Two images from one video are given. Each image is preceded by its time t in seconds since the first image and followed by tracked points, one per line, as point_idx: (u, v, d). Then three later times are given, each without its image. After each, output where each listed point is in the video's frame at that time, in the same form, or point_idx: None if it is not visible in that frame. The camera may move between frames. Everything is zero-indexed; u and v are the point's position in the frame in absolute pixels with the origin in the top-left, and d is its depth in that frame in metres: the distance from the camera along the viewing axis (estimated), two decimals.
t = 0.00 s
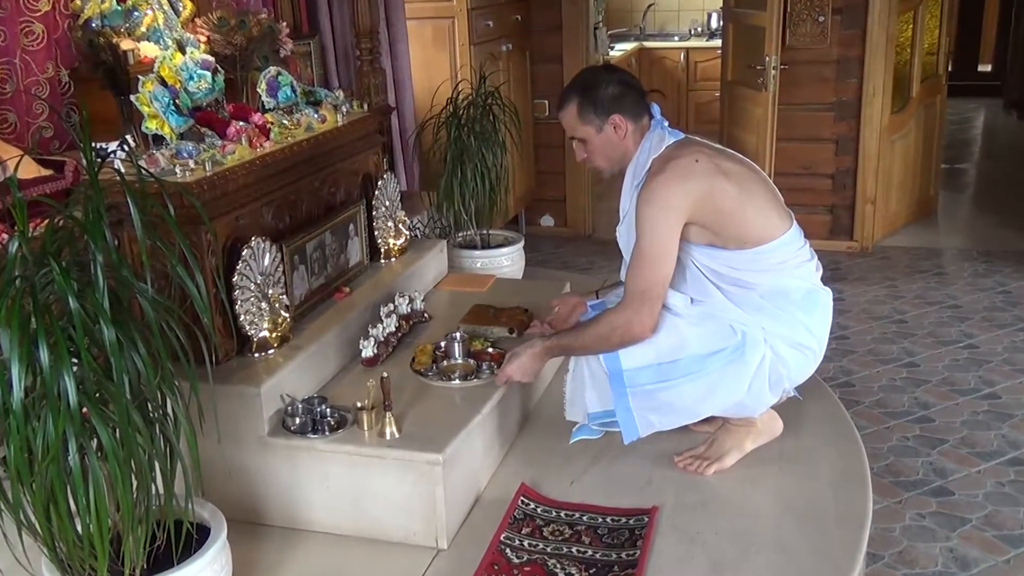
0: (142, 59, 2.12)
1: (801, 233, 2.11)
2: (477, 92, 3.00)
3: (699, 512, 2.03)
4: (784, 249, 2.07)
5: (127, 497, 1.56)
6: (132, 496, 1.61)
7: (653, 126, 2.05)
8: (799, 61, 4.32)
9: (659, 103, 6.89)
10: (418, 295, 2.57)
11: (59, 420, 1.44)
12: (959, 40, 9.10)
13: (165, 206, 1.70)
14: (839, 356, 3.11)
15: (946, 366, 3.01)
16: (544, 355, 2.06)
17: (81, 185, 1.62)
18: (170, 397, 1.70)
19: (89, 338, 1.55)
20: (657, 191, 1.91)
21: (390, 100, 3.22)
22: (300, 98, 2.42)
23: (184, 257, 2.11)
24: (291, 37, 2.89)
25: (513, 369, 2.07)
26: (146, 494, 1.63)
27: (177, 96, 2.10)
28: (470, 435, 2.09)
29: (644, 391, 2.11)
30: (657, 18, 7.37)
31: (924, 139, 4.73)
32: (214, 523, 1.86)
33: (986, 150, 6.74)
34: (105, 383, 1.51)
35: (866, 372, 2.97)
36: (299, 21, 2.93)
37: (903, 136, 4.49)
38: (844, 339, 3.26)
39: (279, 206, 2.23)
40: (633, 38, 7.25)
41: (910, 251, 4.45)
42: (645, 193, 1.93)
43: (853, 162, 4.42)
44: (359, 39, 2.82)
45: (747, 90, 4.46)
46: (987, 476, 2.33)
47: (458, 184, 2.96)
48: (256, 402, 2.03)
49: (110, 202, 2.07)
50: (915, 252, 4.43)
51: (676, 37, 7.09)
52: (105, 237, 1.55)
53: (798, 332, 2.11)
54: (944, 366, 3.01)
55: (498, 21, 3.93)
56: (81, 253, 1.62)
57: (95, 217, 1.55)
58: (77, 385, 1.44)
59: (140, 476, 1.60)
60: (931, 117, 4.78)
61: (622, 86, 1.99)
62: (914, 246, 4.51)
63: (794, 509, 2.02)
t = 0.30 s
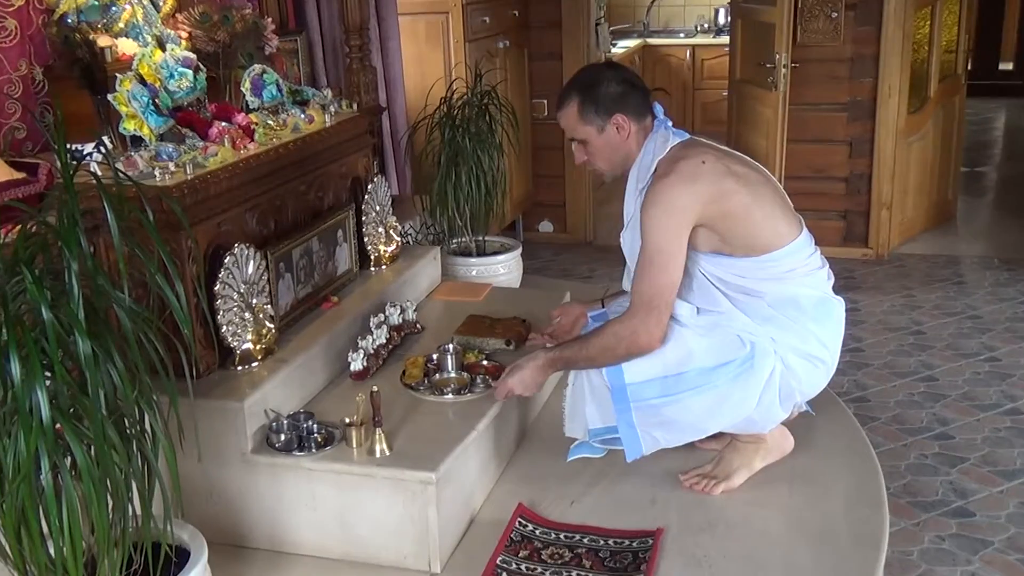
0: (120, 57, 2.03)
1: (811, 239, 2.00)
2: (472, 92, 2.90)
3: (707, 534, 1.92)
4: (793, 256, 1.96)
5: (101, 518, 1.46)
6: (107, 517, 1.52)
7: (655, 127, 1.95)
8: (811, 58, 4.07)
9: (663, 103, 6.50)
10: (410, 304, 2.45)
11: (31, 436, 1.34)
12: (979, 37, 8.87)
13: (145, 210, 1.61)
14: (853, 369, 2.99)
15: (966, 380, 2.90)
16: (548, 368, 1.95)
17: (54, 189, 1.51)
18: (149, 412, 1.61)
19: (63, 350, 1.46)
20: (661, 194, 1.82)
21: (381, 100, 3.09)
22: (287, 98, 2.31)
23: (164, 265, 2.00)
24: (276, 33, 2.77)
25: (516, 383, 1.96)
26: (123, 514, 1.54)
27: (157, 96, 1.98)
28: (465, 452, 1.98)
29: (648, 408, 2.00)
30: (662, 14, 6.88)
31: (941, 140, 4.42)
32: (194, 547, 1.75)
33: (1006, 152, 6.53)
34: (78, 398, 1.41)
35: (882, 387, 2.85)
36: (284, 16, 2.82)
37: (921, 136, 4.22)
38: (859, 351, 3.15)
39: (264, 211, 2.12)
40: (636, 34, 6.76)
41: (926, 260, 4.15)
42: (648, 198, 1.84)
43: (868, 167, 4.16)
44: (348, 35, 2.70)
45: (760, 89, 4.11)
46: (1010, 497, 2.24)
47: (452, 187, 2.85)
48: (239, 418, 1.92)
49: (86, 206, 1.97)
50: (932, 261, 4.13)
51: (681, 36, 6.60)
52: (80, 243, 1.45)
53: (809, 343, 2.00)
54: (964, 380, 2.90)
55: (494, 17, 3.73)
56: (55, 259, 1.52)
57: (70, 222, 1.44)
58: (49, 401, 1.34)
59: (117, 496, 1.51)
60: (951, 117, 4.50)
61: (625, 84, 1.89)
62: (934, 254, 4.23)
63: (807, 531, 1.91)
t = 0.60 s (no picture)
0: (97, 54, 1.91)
1: (816, 242, 1.91)
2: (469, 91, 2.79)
3: (717, 558, 1.82)
4: (799, 259, 1.86)
5: (74, 542, 1.37)
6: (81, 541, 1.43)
7: (653, 127, 1.87)
8: (824, 56, 3.93)
9: (672, 104, 6.45)
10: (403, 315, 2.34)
11: None
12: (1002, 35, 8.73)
13: (123, 214, 1.51)
14: (870, 384, 2.89)
15: (989, 396, 2.80)
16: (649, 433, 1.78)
17: (27, 195, 1.42)
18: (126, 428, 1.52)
19: (34, 363, 1.37)
20: (677, 194, 1.70)
21: (371, 99, 2.99)
22: (272, 96, 2.22)
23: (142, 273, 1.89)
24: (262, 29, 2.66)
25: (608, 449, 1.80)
26: (97, 536, 1.45)
27: (135, 94, 1.89)
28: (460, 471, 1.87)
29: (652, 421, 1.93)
30: (668, 10, 6.76)
31: (961, 140, 4.28)
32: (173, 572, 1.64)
33: None
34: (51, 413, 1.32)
35: (900, 402, 2.75)
36: (271, 13, 2.70)
37: (941, 138, 4.09)
38: (875, 364, 3.04)
39: (247, 216, 2.01)
40: (641, 29, 6.64)
41: (950, 267, 4.03)
42: (663, 201, 1.73)
43: (886, 169, 4.01)
44: (337, 31, 2.62)
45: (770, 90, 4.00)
46: None
47: (447, 190, 2.75)
48: (220, 434, 1.81)
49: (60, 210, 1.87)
50: (956, 269, 4.02)
51: (686, 32, 6.44)
52: (54, 250, 1.35)
53: (818, 347, 1.90)
54: (987, 396, 2.80)
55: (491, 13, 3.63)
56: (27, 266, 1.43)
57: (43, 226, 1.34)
58: (18, 418, 1.26)
59: (90, 518, 1.42)
60: (971, 118, 4.38)
61: (624, 82, 1.82)
62: (955, 262, 4.09)
63: (822, 555, 1.80)
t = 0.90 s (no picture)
0: (76, 50, 1.82)
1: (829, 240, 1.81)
2: (466, 90, 2.70)
3: None
4: (820, 261, 1.77)
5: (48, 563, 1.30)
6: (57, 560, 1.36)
7: (649, 150, 1.74)
8: (840, 52, 3.83)
9: (681, 101, 6.37)
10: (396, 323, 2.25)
11: None
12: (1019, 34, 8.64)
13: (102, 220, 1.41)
14: (887, 398, 2.81)
15: (1011, 411, 2.72)
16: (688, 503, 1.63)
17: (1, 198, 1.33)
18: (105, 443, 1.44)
19: (8, 374, 1.29)
20: (682, 230, 1.60)
21: (362, 98, 2.90)
22: (259, 94, 2.14)
23: (121, 279, 1.80)
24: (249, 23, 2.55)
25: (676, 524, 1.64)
26: (74, 556, 1.38)
27: (115, 92, 1.79)
28: (456, 488, 1.78)
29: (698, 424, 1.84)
30: (675, 5, 6.68)
31: (983, 143, 4.20)
32: None
33: None
34: (25, 427, 1.24)
35: (919, 417, 2.68)
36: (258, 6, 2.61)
37: (961, 139, 4.01)
38: (892, 376, 2.96)
39: (233, 220, 1.92)
40: (646, 25, 6.55)
41: (971, 275, 3.94)
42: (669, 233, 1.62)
43: (903, 172, 3.91)
44: (328, 26, 2.54)
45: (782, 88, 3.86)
46: None
47: (443, 194, 2.66)
48: (202, 449, 1.72)
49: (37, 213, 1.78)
50: (976, 276, 3.92)
51: (695, 28, 6.34)
52: (30, 255, 1.26)
53: (856, 347, 1.83)
54: (1009, 411, 2.72)
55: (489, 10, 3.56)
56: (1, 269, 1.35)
57: (20, 230, 1.25)
58: None
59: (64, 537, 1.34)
60: (993, 118, 4.29)
61: (620, 103, 1.69)
62: (975, 268, 4.00)
63: None
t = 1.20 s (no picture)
0: (58, 47, 1.79)
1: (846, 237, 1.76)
2: (463, 90, 2.64)
3: None
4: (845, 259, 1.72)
5: None
6: None
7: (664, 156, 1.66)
8: (851, 49, 3.78)
9: (686, 99, 6.30)
10: (389, 330, 2.18)
11: None
12: None
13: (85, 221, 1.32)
14: (901, 409, 2.76)
15: None
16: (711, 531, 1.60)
17: None
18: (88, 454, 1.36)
19: None
20: (709, 239, 1.54)
21: (353, 97, 2.83)
22: (248, 92, 2.08)
23: (104, 285, 1.73)
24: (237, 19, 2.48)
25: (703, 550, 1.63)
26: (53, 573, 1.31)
27: (99, 90, 1.73)
28: (453, 502, 1.71)
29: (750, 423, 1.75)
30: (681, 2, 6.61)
31: (1000, 145, 4.12)
32: None
33: None
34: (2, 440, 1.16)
35: (934, 428, 2.64)
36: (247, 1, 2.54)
37: (977, 139, 3.95)
38: (907, 386, 2.90)
39: (221, 223, 1.85)
40: (650, 20, 6.48)
41: (989, 281, 3.86)
42: (695, 241, 1.55)
43: (917, 173, 3.85)
44: (319, 22, 2.48)
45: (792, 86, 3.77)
46: None
47: (439, 196, 2.59)
48: (188, 462, 1.64)
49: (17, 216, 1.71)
50: (993, 283, 3.85)
51: (701, 24, 6.28)
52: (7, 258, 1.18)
53: (890, 340, 1.78)
54: None
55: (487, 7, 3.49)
56: None
57: None
58: None
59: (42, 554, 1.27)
60: (1013, 118, 4.21)
61: (635, 111, 1.64)
62: (993, 275, 3.93)
63: None
